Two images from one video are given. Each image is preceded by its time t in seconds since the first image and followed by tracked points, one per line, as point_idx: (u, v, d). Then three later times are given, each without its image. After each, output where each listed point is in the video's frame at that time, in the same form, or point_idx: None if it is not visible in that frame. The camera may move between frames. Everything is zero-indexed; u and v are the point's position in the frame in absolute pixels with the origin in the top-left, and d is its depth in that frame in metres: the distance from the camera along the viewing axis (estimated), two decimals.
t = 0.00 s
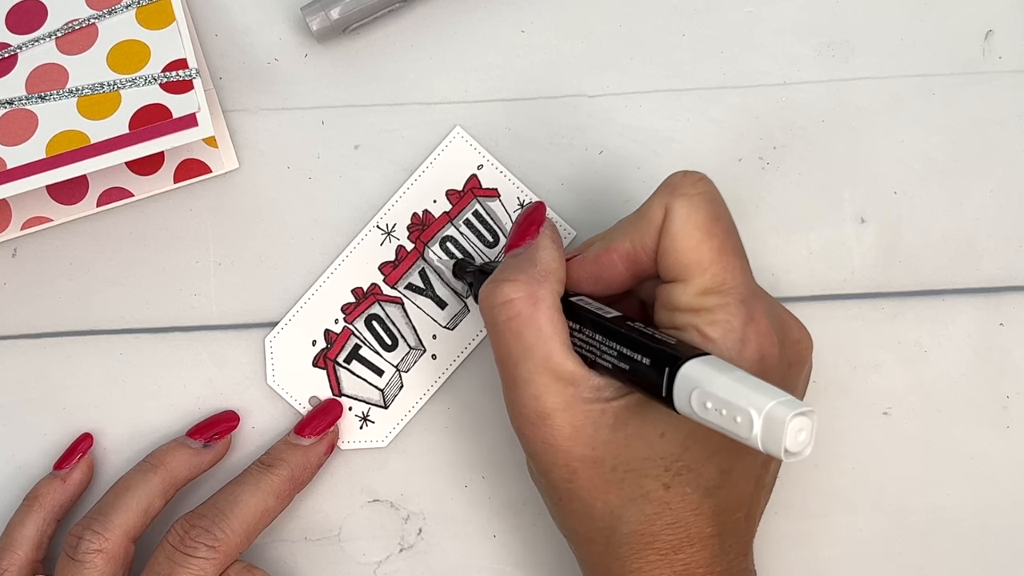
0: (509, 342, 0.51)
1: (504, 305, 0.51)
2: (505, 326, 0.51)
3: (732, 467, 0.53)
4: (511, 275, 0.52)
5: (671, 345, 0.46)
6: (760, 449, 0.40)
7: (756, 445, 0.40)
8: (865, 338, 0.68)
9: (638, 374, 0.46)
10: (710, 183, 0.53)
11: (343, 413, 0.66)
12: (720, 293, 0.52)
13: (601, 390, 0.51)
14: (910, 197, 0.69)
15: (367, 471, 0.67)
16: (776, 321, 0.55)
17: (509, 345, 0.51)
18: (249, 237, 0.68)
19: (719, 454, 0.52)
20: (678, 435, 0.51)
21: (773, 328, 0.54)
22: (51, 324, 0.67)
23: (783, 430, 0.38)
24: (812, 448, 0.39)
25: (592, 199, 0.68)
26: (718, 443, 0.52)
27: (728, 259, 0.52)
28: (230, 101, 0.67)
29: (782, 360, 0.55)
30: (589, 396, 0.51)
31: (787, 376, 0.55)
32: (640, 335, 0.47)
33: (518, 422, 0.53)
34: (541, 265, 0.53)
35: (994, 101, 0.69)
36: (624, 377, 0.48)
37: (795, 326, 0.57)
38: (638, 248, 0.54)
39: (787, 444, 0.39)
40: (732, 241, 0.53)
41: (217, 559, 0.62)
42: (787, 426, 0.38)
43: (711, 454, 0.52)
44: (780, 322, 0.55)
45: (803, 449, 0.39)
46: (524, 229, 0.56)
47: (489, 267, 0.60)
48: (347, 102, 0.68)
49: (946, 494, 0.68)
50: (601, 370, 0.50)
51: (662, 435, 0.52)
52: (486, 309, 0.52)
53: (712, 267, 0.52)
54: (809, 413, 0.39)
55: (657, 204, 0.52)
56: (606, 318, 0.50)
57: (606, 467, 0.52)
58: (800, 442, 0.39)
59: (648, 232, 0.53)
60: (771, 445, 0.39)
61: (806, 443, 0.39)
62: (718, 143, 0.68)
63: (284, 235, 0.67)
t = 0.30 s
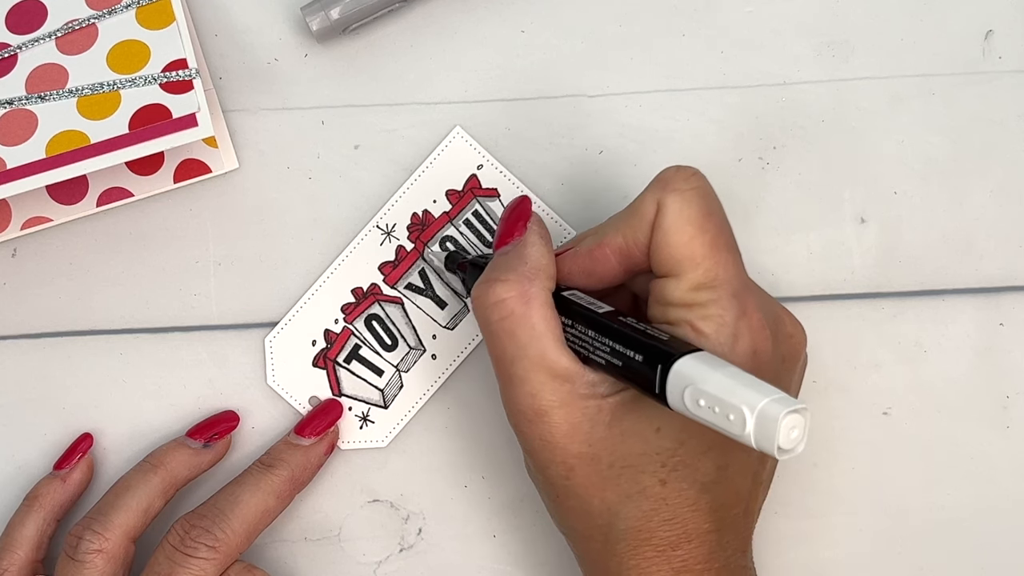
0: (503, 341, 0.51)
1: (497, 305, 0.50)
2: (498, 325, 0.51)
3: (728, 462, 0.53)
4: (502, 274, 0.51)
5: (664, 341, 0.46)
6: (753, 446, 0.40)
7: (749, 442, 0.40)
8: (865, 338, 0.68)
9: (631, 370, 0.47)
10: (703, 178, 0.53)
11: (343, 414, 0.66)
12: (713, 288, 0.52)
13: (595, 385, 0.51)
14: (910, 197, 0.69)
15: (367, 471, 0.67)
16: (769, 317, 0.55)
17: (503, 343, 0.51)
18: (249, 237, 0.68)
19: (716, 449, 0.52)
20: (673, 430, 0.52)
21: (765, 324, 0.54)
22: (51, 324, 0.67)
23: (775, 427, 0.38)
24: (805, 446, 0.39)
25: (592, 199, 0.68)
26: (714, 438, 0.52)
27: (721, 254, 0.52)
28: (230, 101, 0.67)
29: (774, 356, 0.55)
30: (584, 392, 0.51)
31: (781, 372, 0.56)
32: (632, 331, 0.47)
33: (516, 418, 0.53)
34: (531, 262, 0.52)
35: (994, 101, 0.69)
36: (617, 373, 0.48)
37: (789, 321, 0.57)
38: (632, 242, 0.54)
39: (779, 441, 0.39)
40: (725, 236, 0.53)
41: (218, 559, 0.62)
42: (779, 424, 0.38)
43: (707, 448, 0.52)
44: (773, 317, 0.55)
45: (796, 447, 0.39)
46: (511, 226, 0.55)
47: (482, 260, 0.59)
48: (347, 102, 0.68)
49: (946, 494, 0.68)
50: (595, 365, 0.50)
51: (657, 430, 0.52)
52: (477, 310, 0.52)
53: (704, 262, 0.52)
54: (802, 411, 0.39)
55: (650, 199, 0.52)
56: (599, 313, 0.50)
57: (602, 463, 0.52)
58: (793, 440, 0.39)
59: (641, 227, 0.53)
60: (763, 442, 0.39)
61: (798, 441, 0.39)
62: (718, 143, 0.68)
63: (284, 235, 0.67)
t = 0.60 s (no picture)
0: (515, 334, 0.51)
1: (511, 298, 0.51)
2: (511, 318, 0.51)
3: (736, 460, 0.53)
4: (516, 268, 0.51)
5: (676, 339, 0.46)
6: (765, 447, 0.40)
7: (761, 443, 0.40)
8: (865, 338, 0.68)
9: (643, 368, 0.47)
10: (718, 175, 0.53)
11: (343, 414, 0.66)
12: (726, 286, 0.52)
13: (605, 381, 0.52)
14: (910, 197, 0.69)
15: (368, 471, 0.67)
16: (780, 317, 0.55)
17: (515, 337, 0.51)
18: (249, 237, 0.67)
19: (724, 447, 0.52)
20: (683, 428, 0.52)
21: (777, 323, 0.54)
22: (51, 324, 0.67)
23: (789, 429, 0.38)
24: (817, 447, 0.39)
25: (592, 199, 0.68)
26: (723, 437, 0.52)
27: (735, 253, 0.52)
28: (230, 101, 0.67)
29: (785, 355, 0.55)
30: (594, 387, 0.52)
31: (791, 371, 0.56)
32: (644, 328, 0.47)
33: (525, 412, 0.53)
34: (545, 256, 0.52)
35: (994, 101, 0.69)
36: (628, 370, 0.48)
37: (799, 320, 0.57)
38: (645, 238, 0.54)
39: (792, 443, 0.39)
40: (739, 235, 0.53)
41: (218, 559, 0.62)
42: (792, 425, 0.39)
43: (717, 447, 0.52)
44: (784, 317, 0.55)
45: (808, 448, 0.39)
46: (524, 216, 0.55)
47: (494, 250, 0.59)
48: (347, 102, 0.67)
49: (946, 494, 0.68)
50: (605, 361, 0.50)
51: (667, 427, 0.52)
52: (491, 302, 0.52)
53: (718, 260, 0.52)
54: (815, 413, 0.39)
55: (665, 194, 0.52)
56: (611, 309, 0.50)
57: (611, 460, 0.52)
58: (805, 441, 0.39)
59: (655, 222, 0.53)
60: (776, 444, 0.39)
61: (810, 443, 0.39)
62: (718, 143, 0.68)
63: (284, 235, 0.67)
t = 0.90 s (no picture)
0: (515, 337, 0.51)
1: (510, 300, 0.51)
2: (511, 320, 0.51)
3: (738, 462, 0.53)
4: (515, 270, 0.51)
5: (678, 341, 0.46)
6: (769, 450, 0.40)
7: (764, 446, 0.41)
8: (865, 338, 0.68)
9: (645, 370, 0.47)
10: (719, 176, 0.53)
11: (343, 414, 0.66)
12: (726, 287, 0.52)
13: (606, 383, 0.52)
14: (910, 197, 0.69)
15: (368, 471, 0.67)
16: (781, 317, 0.55)
17: (515, 339, 0.51)
18: (249, 237, 0.67)
19: (726, 449, 0.52)
20: (685, 430, 0.52)
21: (778, 324, 0.54)
22: (51, 324, 0.67)
23: (794, 432, 0.39)
24: (820, 450, 0.40)
25: (592, 199, 0.68)
26: (724, 438, 0.52)
27: (736, 254, 0.52)
28: (230, 101, 0.67)
29: (786, 356, 0.55)
30: (595, 389, 0.51)
31: (791, 372, 0.56)
32: (646, 330, 0.47)
33: (526, 415, 0.53)
34: (544, 258, 0.52)
35: (994, 101, 0.69)
36: (630, 372, 0.48)
37: (800, 321, 0.57)
38: (645, 238, 0.54)
39: (796, 446, 0.39)
40: (740, 236, 0.53)
41: (218, 559, 0.62)
42: (797, 429, 0.39)
43: (718, 448, 0.52)
44: (785, 317, 0.55)
45: (811, 451, 0.40)
46: (521, 219, 0.54)
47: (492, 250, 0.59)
48: (347, 102, 0.67)
49: (946, 494, 0.68)
50: (606, 363, 0.50)
51: (669, 429, 0.52)
52: (491, 305, 0.52)
53: (719, 261, 0.52)
54: (819, 416, 0.39)
55: (666, 195, 0.52)
56: (611, 311, 0.49)
57: (613, 462, 0.52)
58: (808, 444, 0.39)
59: (656, 223, 0.53)
60: (780, 446, 0.40)
61: (814, 445, 0.40)
62: (718, 143, 0.68)
63: (284, 235, 0.67)
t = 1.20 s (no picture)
0: (515, 330, 0.51)
1: (511, 294, 0.51)
2: (512, 313, 0.51)
3: (735, 459, 0.52)
4: (517, 264, 0.51)
5: (676, 337, 0.46)
6: (763, 445, 0.40)
7: (759, 441, 0.41)
8: (865, 338, 0.68)
9: (643, 366, 0.47)
10: (720, 174, 0.53)
11: (343, 414, 0.66)
12: (726, 284, 0.52)
13: (605, 379, 0.52)
14: (911, 197, 0.69)
15: (368, 471, 0.67)
16: (782, 316, 0.55)
17: (516, 332, 0.51)
18: (249, 237, 0.68)
19: (723, 446, 0.52)
20: (682, 426, 0.51)
21: (778, 323, 0.54)
22: (51, 324, 0.67)
23: (786, 426, 0.39)
24: (814, 445, 0.40)
25: (592, 198, 0.68)
26: (722, 435, 0.52)
27: (736, 251, 0.52)
28: (230, 101, 0.67)
29: (786, 354, 0.55)
30: (594, 385, 0.51)
31: (791, 371, 0.56)
32: (645, 326, 0.47)
33: (524, 408, 0.54)
34: (547, 254, 0.52)
35: (994, 101, 0.69)
36: (628, 368, 0.48)
37: (800, 320, 0.57)
38: (646, 235, 0.54)
39: (789, 440, 0.39)
40: (740, 233, 0.53)
41: (219, 559, 0.62)
42: (789, 422, 0.39)
43: (715, 445, 0.52)
44: (785, 315, 0.55)
45: (805, 446, 0.39)
46: (528, 218, 0.55)
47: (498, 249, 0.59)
48: (347, 102, 0.68)
49: (946, 494, 0.68)
50: (606, 359, 0.50)
51: (666, 424, 0.51)
52: (491, 298, 0.52)
53: (720, 258, 0.52)
54: (812, 411, 0.39)
55: (667, 193, 0.52)
56: (611, 307, 0.50)
57: (610, 457, 0.52)
58: (802, 439, 0.39)
59: (657, 221, 0.53)
60: (773, 441, 0.40)
61: (808, 440, 0.39)
62: (718, 143, 0.68)
63: (284, 235, 0.67)
